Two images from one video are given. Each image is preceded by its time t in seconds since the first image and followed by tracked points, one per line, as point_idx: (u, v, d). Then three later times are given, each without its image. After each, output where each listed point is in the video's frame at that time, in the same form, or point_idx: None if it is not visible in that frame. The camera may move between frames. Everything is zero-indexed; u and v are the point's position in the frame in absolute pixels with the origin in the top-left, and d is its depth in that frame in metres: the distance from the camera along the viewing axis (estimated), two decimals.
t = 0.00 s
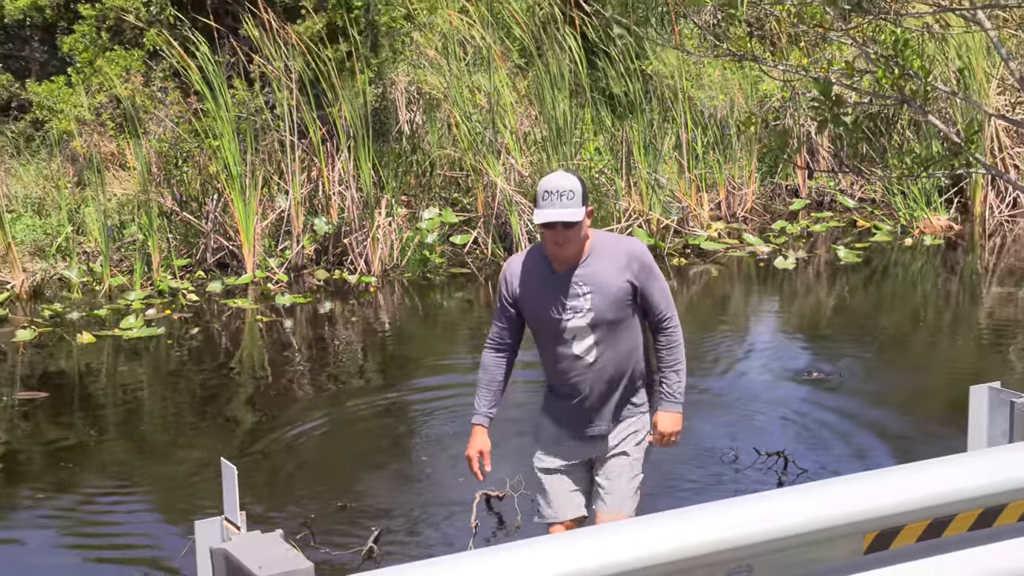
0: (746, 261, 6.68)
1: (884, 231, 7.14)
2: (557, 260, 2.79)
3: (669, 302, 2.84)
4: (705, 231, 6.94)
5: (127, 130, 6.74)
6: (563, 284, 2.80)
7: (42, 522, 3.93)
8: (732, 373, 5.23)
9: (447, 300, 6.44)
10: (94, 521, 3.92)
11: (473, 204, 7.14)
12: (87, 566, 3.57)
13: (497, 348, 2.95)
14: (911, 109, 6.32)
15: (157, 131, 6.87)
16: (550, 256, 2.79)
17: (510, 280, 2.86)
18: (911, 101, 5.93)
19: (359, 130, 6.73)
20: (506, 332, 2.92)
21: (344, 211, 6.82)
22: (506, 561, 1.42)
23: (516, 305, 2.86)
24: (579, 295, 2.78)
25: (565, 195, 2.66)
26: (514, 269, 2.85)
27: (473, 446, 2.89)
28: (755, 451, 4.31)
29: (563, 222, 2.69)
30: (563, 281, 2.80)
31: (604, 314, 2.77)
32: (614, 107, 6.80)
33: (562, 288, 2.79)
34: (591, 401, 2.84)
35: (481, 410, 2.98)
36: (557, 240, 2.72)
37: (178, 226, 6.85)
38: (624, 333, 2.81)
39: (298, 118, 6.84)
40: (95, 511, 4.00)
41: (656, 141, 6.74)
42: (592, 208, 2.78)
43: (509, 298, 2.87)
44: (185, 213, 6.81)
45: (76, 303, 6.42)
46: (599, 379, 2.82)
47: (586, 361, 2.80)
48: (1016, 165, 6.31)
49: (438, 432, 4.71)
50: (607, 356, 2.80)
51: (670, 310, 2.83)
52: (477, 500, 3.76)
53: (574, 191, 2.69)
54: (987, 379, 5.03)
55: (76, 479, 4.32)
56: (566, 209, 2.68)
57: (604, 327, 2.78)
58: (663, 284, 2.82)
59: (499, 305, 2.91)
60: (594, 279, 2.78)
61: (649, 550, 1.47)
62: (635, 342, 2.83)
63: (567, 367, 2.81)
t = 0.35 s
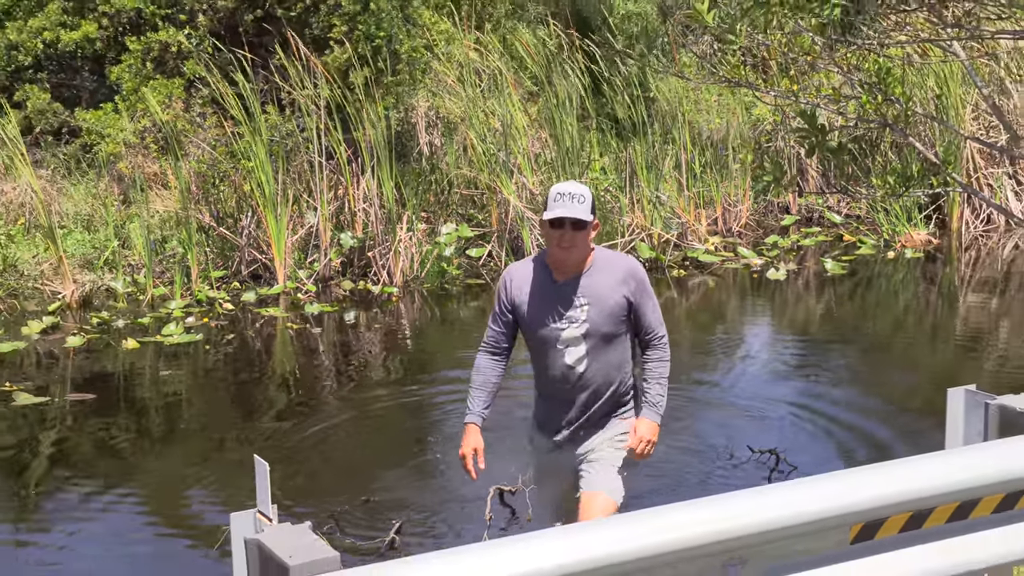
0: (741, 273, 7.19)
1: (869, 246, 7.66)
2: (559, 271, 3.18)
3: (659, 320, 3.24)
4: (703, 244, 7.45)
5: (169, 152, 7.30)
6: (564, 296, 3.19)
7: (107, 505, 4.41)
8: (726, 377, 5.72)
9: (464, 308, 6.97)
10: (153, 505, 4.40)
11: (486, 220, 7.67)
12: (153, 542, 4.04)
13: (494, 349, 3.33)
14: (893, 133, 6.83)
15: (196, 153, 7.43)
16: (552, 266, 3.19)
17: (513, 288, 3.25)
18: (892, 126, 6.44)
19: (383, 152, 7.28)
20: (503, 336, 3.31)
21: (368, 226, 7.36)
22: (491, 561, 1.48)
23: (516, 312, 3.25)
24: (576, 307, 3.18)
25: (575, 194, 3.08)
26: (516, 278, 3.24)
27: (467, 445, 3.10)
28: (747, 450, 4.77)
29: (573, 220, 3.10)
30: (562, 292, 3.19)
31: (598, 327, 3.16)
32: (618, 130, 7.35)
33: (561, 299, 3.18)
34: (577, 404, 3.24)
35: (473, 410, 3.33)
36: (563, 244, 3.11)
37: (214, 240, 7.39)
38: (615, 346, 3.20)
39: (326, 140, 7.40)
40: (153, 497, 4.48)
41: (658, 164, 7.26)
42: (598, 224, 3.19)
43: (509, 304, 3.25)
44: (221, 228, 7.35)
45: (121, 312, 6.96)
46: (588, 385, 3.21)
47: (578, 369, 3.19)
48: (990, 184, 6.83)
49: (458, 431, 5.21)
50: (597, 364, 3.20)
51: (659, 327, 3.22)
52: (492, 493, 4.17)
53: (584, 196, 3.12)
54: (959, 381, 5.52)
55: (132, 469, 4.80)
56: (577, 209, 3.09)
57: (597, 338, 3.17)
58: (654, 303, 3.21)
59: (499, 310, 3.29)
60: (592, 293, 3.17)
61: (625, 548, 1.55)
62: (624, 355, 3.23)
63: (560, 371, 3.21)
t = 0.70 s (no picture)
0: (732, 282, 7.77)
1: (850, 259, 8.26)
2: (573, 263, 3.11)
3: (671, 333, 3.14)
4: (696, 256, 8.04)
5: (205, 172, 7.93)
6: (575, 290, 3.11)
7: (157, 493, 4.95)
8: (716, 380, 6.26)
9: (476, 315, 7.56)
10: (199, 493, 4.95)
11: (496, 233, 8.26)
12: (202, 524, 4.60)
13: (505, 329, 3.34)
14: (872, 154, 7.38)
15: (231, 172, 8.02)
16: (569, 257, 3.13)
17: (528, 275, 3.20)
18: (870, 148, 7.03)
19: (402, 172, 7.90)
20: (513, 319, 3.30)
21: (387, 239, 7.97)
22: (467, 556, 1.48)
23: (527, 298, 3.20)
24: (586, 304, 3.09)
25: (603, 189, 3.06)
26: (532, 264, 3.20)
27: (472, 411, 3.37)
28: (740, 445, 5.31)
29: (600, 214, 3.06)
30: (575, 287, 3.11)
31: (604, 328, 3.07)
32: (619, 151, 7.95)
33: (571, 294, 3.11)
34: (572, 404, 3.15)
35: (483, 380, 3.43)
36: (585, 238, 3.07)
37: (245, 252, 8.00)
38: (619, 352, 3.10)
39: (348, 160, 8.01)
40: (198, 486, 5.04)
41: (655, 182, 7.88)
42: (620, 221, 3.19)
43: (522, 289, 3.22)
44: (252, 241, 7.96)
45: (160, 318, 7.56)
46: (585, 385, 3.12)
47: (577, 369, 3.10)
48: (960, 203, 7.42)
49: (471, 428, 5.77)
50: (599, 365, 3.10)
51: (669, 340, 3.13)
52: (502, 487, 4.69)
53: (611, 191, 3.09)
54: (926, 384, 6.08)
55: (178, 461, 5.36)
56: (604, 203, 3.06)
57: (601, 338, 3.08)
58: (668, 313, 3.12)
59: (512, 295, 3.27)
60: (604, 292, 3.09)
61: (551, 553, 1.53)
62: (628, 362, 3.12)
63: (559, 366, 3.12)
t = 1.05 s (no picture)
0: (722, 288, 8.41)
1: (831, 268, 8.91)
2: (585, 286, 3.69)
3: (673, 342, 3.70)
4: (689, 265, 8.68)
5: (236, 188, 8.63)
6: (587, 308, 3.69)
7: (196, 484, 5.54)
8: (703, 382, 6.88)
9: (485, 320, 8.18)
10: (235, 484, 5.54)
11: (503, 245, 8.90)
12: (239, 510, 5.19)
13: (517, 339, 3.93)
14: (851, 170, 7.95)
15: (260, 189, 8.71)
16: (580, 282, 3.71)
17: (545, 293, 3.78)
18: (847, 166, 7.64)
19: (418, 189, 8.59)
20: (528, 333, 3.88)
21: (403, 249, 8.63)
22: (482, 539, 1.70)
23: (544, 314, 3.78)
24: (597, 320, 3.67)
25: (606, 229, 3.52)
26: (547, 285, 3.78)
27: (488, 422, 3.94)
28: (729, 440, 5.93)
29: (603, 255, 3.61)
30: (586, 309, 3.70)
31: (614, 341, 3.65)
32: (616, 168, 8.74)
33: (585, 311, 3.69)
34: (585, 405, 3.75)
35: (495, 388, 3.99)
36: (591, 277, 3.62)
37: (271, 261, 8.63)
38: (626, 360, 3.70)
39: (367, 175, 8.63)
40: (234, 477, 5.64)
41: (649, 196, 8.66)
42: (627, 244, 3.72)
43: (538, 307, 3.79)
44: (278, 252, 8.62)
45: (194, 323, 8.21)
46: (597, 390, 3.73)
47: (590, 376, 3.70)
48: (929, 217, 8.09)
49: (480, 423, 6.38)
50: (609, 376, 3.70)
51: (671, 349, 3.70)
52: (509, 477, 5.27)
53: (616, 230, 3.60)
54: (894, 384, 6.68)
55: (216, 452, 6.00)
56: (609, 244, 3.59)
57: (611, 354, 3.67)
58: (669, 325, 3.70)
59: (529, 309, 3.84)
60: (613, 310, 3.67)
61: (468, 557, 1.68)
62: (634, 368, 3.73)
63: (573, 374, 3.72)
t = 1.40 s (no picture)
0: (711, 294, 9.11)
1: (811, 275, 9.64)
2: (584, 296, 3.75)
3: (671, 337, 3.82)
4: (681, 272, 9.38)
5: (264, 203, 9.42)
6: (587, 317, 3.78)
7: (229, 472, 6.09)
8: (693, 382, 7.50)
9: (493, 323, 8.85)
10: (265, 472, 6.09)
11: (509, 254, 9.63)
12: (269, 494, 5.73)
13: (512, 348, 4.03)
14: (829, 187, 8.63)
15: (288, 200, 9.59)
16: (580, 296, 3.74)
17: (545, 304, 3.86)
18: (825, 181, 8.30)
19: (431, 203, 9.36)
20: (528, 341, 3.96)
21: (417, 258, 9.33)
22: (481, 530, 1.82)
23: (545, 324, 3.87)
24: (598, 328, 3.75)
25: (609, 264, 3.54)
26: (545, 296, 3.86)
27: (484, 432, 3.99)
28: (718, 434, 6.52)
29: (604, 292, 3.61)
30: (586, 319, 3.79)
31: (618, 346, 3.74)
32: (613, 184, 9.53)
33: (586, 320, 3.78)
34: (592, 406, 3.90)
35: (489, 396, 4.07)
36: (595, 308, 3.65)
37: (295, 269, 9.34)
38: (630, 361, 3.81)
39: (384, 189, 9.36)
40: (264, 466, 6.19)
41: (644, 209, 9.42)
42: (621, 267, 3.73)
43: (539, 318, 3.88)
44: (301, 261, 9.33)
45: (225, 326, 8.88)
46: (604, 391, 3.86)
47: (597, 380, 3.83)
48: (901, 228, 8.79)
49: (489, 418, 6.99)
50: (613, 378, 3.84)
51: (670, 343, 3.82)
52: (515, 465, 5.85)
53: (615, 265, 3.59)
54: (869, 383, 7.28)
55: (248, 442, 6.59)
56: (611, 280, 3.59)
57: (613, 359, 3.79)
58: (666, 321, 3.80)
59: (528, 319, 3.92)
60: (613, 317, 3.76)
61: (467, 546, 1.81)
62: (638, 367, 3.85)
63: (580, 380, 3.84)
